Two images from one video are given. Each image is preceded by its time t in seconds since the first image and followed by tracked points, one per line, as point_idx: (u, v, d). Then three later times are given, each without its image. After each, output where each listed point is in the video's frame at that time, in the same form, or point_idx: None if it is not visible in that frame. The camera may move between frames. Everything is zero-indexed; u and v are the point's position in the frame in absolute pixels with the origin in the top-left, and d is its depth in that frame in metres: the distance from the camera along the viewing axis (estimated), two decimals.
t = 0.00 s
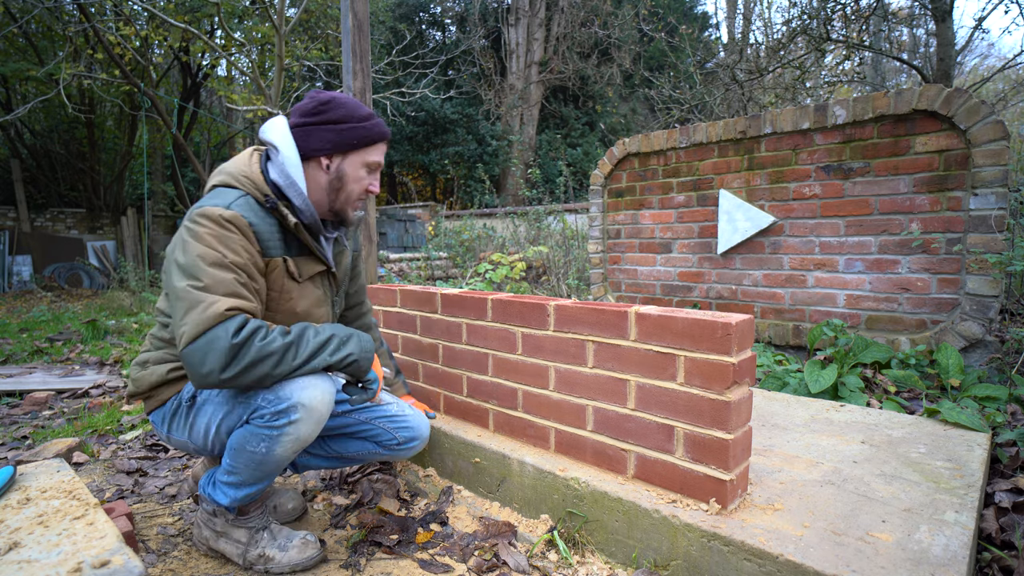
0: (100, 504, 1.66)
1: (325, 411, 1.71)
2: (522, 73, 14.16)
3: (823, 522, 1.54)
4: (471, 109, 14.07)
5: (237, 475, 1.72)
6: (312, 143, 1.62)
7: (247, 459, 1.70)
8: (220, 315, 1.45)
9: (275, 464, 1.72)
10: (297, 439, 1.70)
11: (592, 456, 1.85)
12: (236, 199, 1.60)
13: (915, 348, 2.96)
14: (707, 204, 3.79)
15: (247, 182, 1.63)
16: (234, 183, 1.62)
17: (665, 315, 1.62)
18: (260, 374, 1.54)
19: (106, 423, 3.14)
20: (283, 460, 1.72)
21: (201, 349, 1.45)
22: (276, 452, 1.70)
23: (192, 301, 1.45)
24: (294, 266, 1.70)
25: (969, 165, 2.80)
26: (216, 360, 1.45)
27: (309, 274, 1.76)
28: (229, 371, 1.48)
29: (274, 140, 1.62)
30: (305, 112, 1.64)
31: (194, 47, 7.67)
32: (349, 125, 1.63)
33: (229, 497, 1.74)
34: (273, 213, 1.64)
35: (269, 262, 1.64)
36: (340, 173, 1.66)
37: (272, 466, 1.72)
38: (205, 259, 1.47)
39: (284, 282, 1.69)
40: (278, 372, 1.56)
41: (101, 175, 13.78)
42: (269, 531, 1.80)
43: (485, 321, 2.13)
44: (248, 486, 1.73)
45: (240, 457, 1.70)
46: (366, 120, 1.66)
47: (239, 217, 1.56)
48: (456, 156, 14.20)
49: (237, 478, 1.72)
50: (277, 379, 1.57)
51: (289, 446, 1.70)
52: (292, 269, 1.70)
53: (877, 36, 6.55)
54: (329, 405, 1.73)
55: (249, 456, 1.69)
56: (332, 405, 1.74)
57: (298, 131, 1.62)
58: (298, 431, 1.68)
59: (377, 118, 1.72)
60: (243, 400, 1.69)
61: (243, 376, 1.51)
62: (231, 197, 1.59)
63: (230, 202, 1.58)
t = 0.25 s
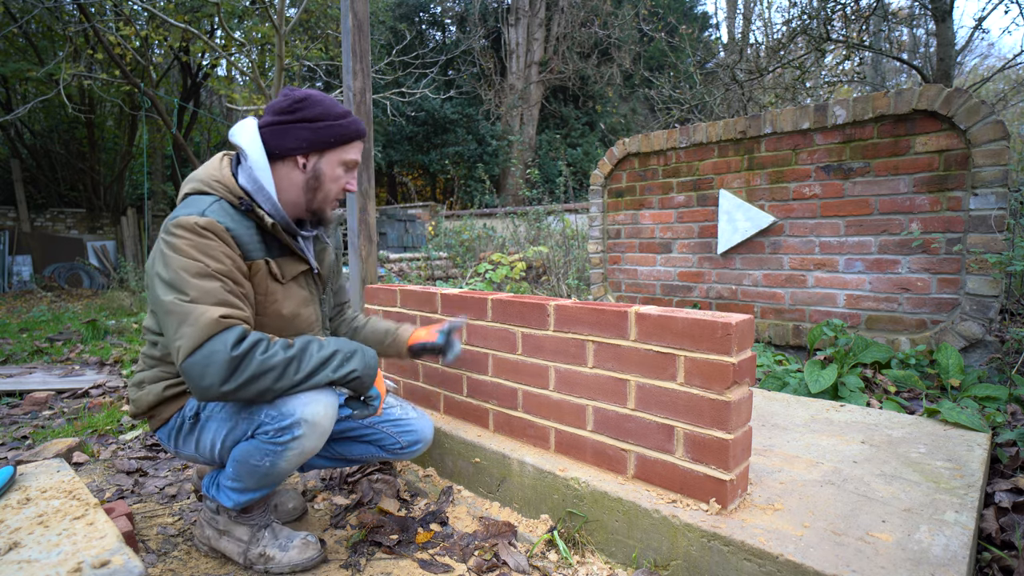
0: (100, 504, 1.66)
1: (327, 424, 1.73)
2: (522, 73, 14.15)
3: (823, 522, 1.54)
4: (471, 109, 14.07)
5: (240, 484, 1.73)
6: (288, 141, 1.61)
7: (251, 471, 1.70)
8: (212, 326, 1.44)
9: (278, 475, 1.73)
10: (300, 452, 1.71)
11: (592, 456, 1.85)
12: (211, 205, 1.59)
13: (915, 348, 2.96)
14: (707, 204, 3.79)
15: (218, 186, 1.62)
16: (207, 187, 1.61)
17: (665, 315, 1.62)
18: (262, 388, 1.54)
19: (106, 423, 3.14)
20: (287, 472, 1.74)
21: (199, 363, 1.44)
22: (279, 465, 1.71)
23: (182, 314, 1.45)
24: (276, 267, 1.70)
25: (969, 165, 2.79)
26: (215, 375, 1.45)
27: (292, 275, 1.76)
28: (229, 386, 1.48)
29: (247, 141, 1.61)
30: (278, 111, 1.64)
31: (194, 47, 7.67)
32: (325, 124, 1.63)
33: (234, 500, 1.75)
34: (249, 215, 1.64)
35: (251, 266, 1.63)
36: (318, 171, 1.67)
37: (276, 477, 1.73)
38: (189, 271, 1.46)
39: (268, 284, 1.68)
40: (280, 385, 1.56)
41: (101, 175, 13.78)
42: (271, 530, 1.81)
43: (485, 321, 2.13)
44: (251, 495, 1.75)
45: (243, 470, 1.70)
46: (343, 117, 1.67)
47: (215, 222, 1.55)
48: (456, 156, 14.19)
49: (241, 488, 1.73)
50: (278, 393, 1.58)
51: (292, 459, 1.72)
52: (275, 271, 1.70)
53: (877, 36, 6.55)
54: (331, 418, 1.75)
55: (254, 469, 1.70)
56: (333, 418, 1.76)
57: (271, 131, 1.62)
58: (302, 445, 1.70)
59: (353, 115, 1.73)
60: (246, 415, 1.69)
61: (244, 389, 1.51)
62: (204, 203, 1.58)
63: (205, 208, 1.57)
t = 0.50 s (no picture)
0: (100, 505, 1.66)
1: (327, 427, 1.73)
2: (522, 73, 14.15)
3: (823, 522, 1.54)
4: (471, 109, 14.07)
5: (241, 487, 1.73)
6: (278, 145, 1.62)
7: (250, 475, 1.70)
8: (203, 335, 1.44)
9: (277, 478, 1.73)
10: (300, 455, 1.71)
11: (592, 456, 1.85)
12: (198, 211, 1.59)
13: (915, 348, 2.96)
14: (707, 204, 3.79)
15: (206, 191, 1.63)
16: (195, 193, 1.62)
17: (665, 315, 1.62)
18: (258, 396, 1.54)
19: (106, 423, 3.15)
20: (286, 475, 1.74)
21: (192, 373, 1.44)
22: (279, 468, 1.70)
23: (172, 324, 1.45)
24: (267, 272, 1.69)
25: (969, 165, 2.80)
26: (209, 386, 1.45)
27: (284, 279, 1.76)
28: (225, 395, 1.48)
29: (237, 147, 1.62)
30: (268, 113, 1.64)
31: (194, 47, 7.67)
32: (314, 126, 1.63)
33: (235, 502, 1.75)
34: (238, 219, 1.64)
35: (242, 271, 1.62)
36: (308, 174, 1.67)
37: (276, 481, 1.73)
38: (176, 280, 1.46)
39: (260, 289, 1.68)
40: (278, 392, 1.57)
41: (101, 175, 13.79)
42: (271, 529, 1.81)
43: (485, 320, 2.13)
44: (251, 498, 1.75)
45: (243, 473, 1.70)
46: (333, 118, 1.67)
47: (202, 229, 1.54)
48: (456, 156, 14.19)
49: (241, 491, 1.74)
50: (276, 400, 1.58)
51: (292, 462, 1.71)
52: (267, 276, 1.69)
53: (877, 36, 6.55)
54: (331, 420, 1.75)
55: (254, 473, 1.70)
56: (332, 420, 1.76)
57: (260, 135, 1.63)
58: (302, 448, 1.70)
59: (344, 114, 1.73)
60: (245, 419, 1.69)
61: (240, 398, 1.51)
62: (191, 208, 1.58)
63: (190, 213, 1.57)
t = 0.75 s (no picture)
0: (101, 504, 1.66)
1: (332, 428, 1.75)
2: (522, 73, 14.14)
3: (823, 522, 1.54)
4: (471, 109, 14.07)
5: (245, 487, 1.73)
6: (258, 141, 1.62)
7: (256, 475, 1.70)
8: (205, 336, 1.44)
9: (283, 479, 1.73)
10: (307, 456, 1.72)
11: (592, 456, 1.85)
12: (194, 212, 1.59)
13: (915, 348, 2.96)
14: (707, 204, 3.79)
15: (203, 193, 1.62)
16: (188, 193, 1.62)
17: (665, 315, 1.62)
18: (263, 396, 1.54)
19: (106, 423, 3.15)
20: (291, 476, 1.74)
21: (197, 374, 1.45)
22: (285, 469, 1.71)
23: (174, 326, 1.45)
24: (265, 273, 1.70)
25: (969, 165, 2.80)
26: (214, 387, 1.45)
27: (282, 280, 1.76)
28: (231, 396, 1.48)
29: (222, 144, 1.64)
30: (250, 110, 1.64)
31: (194, 47, 7.66)
32: (293, 119, 1.61)
33: (239, 501, 1.75)
34: (235, 222, 1.64)
35: (240, 273, 1.63)
36: (293, 170, 1.66)
37: (281, 481, 1.73)
38: (176, 282, 1.46)
39: (259, 290, 1.68)
40: (283, 393, 1.57)
41: (101, 175, 13.79)
42: (273, 528, 1.81)
43: (485, 321, 2.13)
44: (255, 498, 1.75)
45: (249, 474, 1.70)
46: (313, 110, 1.64)
47: (200, 231, 1.54)
48: (456, 156, 14.20)
49: (246, 491, 1.73)
50: (281, 401, 1.59)
51: (298, 463, 1.72)
52: (265, 278, 1.70)
53: (877, 36, 6.55)
54: (337, 421, 1.76)
55: (260, 473, 1.70)
56: (337, 421, 1.77)
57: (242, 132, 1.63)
58: (308, 449, 1.70)
59: (329, 105, 1.69)
60: (252, 420, 1.69)
61: (246, 398, 1.52)
62: (187, 210, 1.58)
63: (187, 215, 1.56)
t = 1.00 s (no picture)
0: (101, 504, 1.66)
1: (332, 430, 1.74)
2: (522, 73, 14.13)
3: (823, 522, 1.54)
4: (471, 109, 14.07)
5: (245, 486, 1.73)
6: (236, 140, 1.63)
7: (255, 476, 1.70)
8: (201, 336, 1.45)
9: (281, 480, 1.73)
10: (305, 458, 1.72)
11: (592, 456, 1.85)
12: (185, 214, 1.60)
13: (915, 348, 2.96)
14: (707, 204, 3.79)
15: (193, 194, 1.63)
16: (178, 195, 1.63)
17: (665, 315, 1.62)
18: (263, 397, 1.54)
19: (106, 423, 3.14)
20: (290, 477, 1.74)
21: (195, 374, 1.45)
22: (284, 470, 1.71)
23: (171, 327, 1.46)
24: (260, 271, 1.68)
25: (969, 165, 2.79)
26: (213, 388, 1.46)
27: (278, 278, 1.74)
28: (229, 396, 1.48)
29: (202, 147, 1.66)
30: (226, 111, 1.66)
31: (194, 47, 7.66)
32: (266, 112, 1.61)
33: (239, 501, 1.75)
34: (225, 221, 1.64)
35: (235, 272, 1.63)
36: (274, 165, 1.66)
37: (280, 482, 1.73)
38: (171, 284, 1.47)
39: (253, 289, 1.67)
40: (283, 393, 1.57)
41: (101, 175, 13.79)
42: (274, 527, 1.81)
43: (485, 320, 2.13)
44: (255, 498, 1.75)
45: (248, 474, 1.71)
46: (286, 100, 1.63)
47: (190, 232, 1.55)
48: (456, 156, 14.19)
49: (245, 491, 1.74)
50: (281, 401, 1.58)
51: (297, 465, 1.72)
52: (259, 275, 1.69)
53: (877, 35, 6.55)
54: (336, 423, 1.76)
55: (258, 473, 1.70)
56: (337, 424, 1.77)
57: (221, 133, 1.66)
58: (307, 451, 1.70)
59: (303, 93, 1.67)
60: (252, 421, 1.69)
61: (245, 398, 1.52)
62: (178, 212, 1.59)
63: (178, 217, 1.58)
